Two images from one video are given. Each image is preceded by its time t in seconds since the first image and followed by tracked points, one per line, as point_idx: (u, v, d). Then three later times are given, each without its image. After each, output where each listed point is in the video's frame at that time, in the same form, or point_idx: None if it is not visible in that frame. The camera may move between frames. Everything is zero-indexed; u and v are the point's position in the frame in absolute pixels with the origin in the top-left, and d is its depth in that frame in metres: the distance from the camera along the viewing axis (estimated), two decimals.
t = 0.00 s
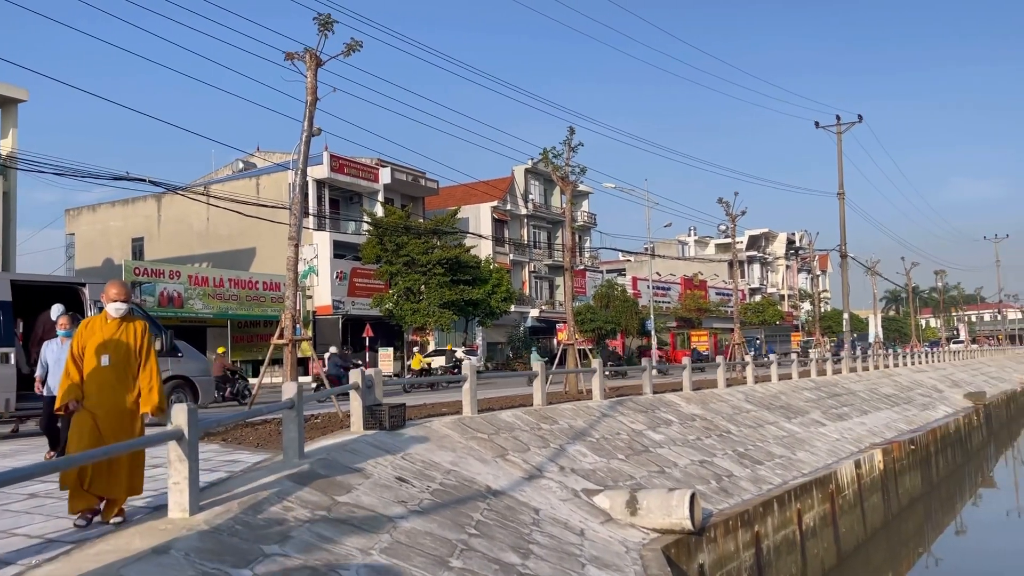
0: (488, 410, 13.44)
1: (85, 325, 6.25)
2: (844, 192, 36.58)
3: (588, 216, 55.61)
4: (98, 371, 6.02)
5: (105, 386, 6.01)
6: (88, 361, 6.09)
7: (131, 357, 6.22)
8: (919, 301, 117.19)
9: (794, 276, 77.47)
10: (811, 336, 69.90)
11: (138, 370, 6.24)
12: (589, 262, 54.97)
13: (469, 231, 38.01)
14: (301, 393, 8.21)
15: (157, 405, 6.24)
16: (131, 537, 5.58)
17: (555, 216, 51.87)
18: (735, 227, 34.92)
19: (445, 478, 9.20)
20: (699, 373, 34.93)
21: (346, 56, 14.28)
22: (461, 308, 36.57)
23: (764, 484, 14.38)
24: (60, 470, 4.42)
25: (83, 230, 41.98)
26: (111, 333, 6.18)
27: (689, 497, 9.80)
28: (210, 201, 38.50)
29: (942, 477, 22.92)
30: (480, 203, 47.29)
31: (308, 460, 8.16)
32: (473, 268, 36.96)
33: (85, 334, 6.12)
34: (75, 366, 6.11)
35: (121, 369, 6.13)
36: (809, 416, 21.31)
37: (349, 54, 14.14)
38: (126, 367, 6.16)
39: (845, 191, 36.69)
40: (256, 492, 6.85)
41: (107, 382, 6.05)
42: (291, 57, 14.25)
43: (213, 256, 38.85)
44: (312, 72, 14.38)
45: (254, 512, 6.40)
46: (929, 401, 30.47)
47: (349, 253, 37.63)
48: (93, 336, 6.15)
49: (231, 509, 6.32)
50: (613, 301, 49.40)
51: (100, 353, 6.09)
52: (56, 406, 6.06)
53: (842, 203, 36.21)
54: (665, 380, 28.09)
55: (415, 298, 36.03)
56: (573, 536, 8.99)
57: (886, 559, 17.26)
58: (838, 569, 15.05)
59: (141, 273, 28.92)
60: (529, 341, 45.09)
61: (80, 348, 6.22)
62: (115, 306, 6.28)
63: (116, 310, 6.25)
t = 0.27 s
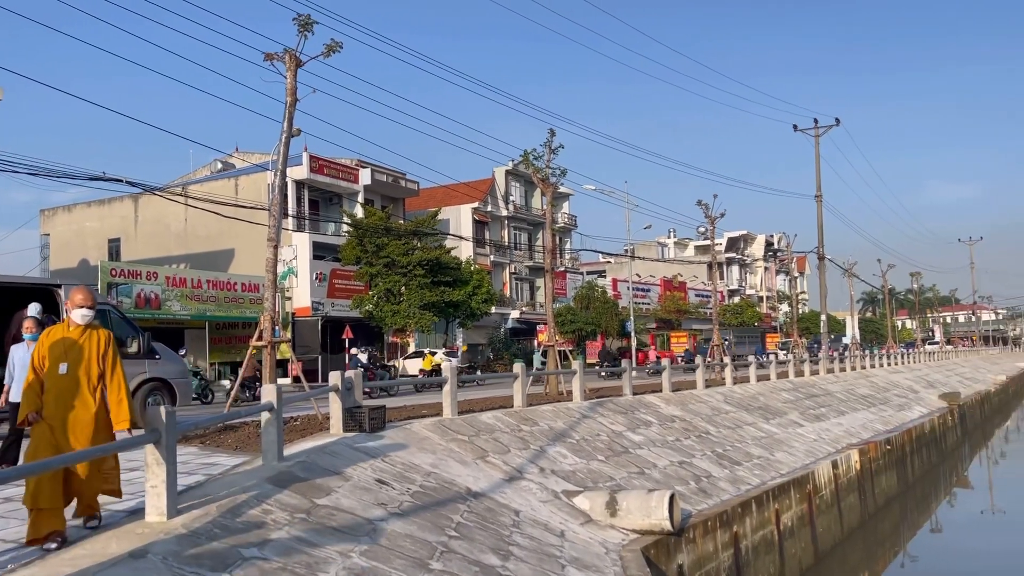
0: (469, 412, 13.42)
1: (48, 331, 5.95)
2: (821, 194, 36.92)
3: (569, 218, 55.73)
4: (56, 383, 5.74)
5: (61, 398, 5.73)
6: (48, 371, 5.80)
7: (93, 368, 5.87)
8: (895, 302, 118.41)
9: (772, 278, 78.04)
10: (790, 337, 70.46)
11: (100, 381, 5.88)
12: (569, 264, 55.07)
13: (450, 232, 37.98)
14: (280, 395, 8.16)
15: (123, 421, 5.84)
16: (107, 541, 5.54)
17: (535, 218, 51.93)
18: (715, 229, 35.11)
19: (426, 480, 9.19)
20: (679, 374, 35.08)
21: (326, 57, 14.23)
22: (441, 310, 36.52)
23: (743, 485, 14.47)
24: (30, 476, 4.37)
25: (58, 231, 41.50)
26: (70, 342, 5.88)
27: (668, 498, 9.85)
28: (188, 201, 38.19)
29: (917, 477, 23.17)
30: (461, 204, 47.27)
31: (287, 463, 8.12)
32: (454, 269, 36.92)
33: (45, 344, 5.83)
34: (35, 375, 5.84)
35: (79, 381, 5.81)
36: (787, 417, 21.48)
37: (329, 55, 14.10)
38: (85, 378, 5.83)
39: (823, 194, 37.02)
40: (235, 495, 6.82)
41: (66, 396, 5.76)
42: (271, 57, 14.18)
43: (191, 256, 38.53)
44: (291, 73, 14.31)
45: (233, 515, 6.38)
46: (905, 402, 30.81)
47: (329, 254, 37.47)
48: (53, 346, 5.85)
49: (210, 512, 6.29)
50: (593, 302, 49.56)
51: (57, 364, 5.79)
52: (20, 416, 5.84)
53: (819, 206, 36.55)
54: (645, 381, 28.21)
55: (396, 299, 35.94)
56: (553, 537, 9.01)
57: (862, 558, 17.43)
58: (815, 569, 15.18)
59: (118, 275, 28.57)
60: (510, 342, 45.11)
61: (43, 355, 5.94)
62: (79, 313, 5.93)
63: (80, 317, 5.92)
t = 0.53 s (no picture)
0: (448, 414, 13.40)
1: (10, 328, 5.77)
2: (798, 197, 37.22)
3: (548, 220, 55.80)
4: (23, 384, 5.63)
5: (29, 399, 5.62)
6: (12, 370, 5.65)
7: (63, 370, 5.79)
8: (871, 304, 119.63)
9: (749, 280, 78.58)
10: (767, 338, 70.98)
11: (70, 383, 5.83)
12: (549, 265, 55.14)
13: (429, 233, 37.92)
14: (259, 398, 8.10)
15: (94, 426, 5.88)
16: (82, 545, 5.48)
17: (515, 220, 51.93)
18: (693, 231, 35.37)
19: (405, 483, 9.16)
20: (658, 376, 35.25)
21: (305, 57, 14.16)
22: (420, 311, 36.44)
23: (720, 486, 14.56)
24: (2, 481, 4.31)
25: (32, 231, 40.98)
26: (38, 342, 5.76)
27: (647, 499, 9.89)
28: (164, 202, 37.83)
29: (892, 477, 23.42)
30: (440, 206, 47.20)
31: (265, 466, 8.06)
32: (434, 271, 36.85)
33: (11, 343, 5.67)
34: None
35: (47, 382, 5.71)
36: (765, 418, 21.63)
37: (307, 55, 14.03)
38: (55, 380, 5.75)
39: (800, 196, 37.34)
40: (212, 499, 6.76)
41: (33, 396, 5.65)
42: (249, 57, 14.08)
43: (167, 258, 38.17)
44: (270, 73, 14.22)
45: (210, 519, 6.32)
46: (880, 403, 31.11)
47: (307, 256, 37.28)
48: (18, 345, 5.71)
49: (186, 516, 6.23)
50: (573, 304, 49.66)
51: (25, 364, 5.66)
52: None
53: (796, 208, 36.85)
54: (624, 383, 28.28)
55: (375, 301, 35.82)
56: (532, 539, 9.02)
57: (838, 558, 17.58)
58: (792, 569, 15.28)
59: (93, 276, 28.26)
60: (489, 344, 45.09)
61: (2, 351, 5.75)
62: (46, 312, 5.81)
63: (48, 316, 5.80)
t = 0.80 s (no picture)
0: (426, 416, 13.36)
1: None
2: (775, 200, 37.51)
3: (527, 222, 55.84)
4: None
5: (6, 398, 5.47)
6: None
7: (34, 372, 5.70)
8: (846, 305, 120.76)
9: (727, 282, 79.06)
10: (744, 340, 71.43)
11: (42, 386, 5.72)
12: (528, 267, 55.17)
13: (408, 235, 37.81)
14: (234, 401, 8.04)
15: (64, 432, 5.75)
16: (54, 551, 5.40)
17: (494, 222, 51.91)
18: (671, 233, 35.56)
19: (382, 486, 9.11)
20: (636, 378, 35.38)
21: (282, 58, 14.08)
22: (399, 313, 36.31)
23: (698, 487, 14.62)
24: None
25: (4, 231, 40.40)
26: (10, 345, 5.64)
27: (625, 501, 9.91)
28: (139, 203, 37.44)
29: (867, 477, 23.64)
30: (419, 207, 47.08)
31: (241, 469, 7.99)
32: (412, 273, 36.74)
33: None
34: None
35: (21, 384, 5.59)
36: (742, 420, 21.75)
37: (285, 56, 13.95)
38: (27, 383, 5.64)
39: (777, 199, 37.62)
40: (186, 503, 6.69)
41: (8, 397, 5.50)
42: (225, 57, 13.98)
43: (142, 259, 37.77)
44: (247, 73, 14.13)
45: (184, 523, 6.25)
46: (855, 404, 31.42)
47: (285, 257, 37.04)
48: None
49: (160, 521, 6.16)
50: (552, 306, 49.70)
51: None
52: None
53: (773, 211, 37.13)
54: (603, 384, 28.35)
55: (353, 303, 35.66)
56: (510, 542, 9.00)
57: (814, 557, 17.71)
58: (769, 569, 15.38)
59: (67, 277, 27.92)
60: (468, 346, 45.04)
61: None
62: (18, 315, 5.72)
63: (18, 319, 5.71)
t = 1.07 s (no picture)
0: (404, 419, 13.32)
1: None
2: (753, 203, 37.78)
3: (506, 224, 55.85)
4: None
5: None
6: None
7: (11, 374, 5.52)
8: (822, 308, 121.83)
9: (704, 285, 79.51)
10: (721, 342, 71.84)
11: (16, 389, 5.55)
12: (507, 269, 55.17)
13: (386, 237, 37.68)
14: (210, 403, 7.96)
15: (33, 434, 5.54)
16: (26, 556, 5.32)
17: (473, 224, 51.86)
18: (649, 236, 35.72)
19: (359, 489, 9.07)
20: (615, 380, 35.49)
21: (260, 58, 13.99)
22: (377, 315, 36.16)
23: (675, 489, 14.68)
24: None
25: None
26: None
27: (603, 503, 9.93)
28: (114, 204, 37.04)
29: (842, 478, 23.86)
30: (398, 209, 46.95)
31: (217, 473, 7.93)
32: (391, 275, 36.60)
33: None
34: None
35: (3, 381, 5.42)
36: (719, 421, 21.87)
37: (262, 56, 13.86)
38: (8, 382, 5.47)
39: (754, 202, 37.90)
40: (161, 507, 6.62)
41: None
42: (202, 57, 13.86)
43: (116, 260, 37.36)
44: (224, 73, 14.03)
45: (158, 528, 6.19)
46: (830, 406, 31.71)
47: (262, 259, 36.78)
48: None
49: (134, 525, 6.09)
50: (530, 308, 49.73)
51: None
52: None
53: (751, 214, 37.40)
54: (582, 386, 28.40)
55: (331, 305, 35.48)
56: (488, 544, 8.99)
57: (790, 557, 17.84)
58: (746, 570, 15.46)
59: (39, 279, 27.57)
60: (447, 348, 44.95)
61: None
62: None
63: None
